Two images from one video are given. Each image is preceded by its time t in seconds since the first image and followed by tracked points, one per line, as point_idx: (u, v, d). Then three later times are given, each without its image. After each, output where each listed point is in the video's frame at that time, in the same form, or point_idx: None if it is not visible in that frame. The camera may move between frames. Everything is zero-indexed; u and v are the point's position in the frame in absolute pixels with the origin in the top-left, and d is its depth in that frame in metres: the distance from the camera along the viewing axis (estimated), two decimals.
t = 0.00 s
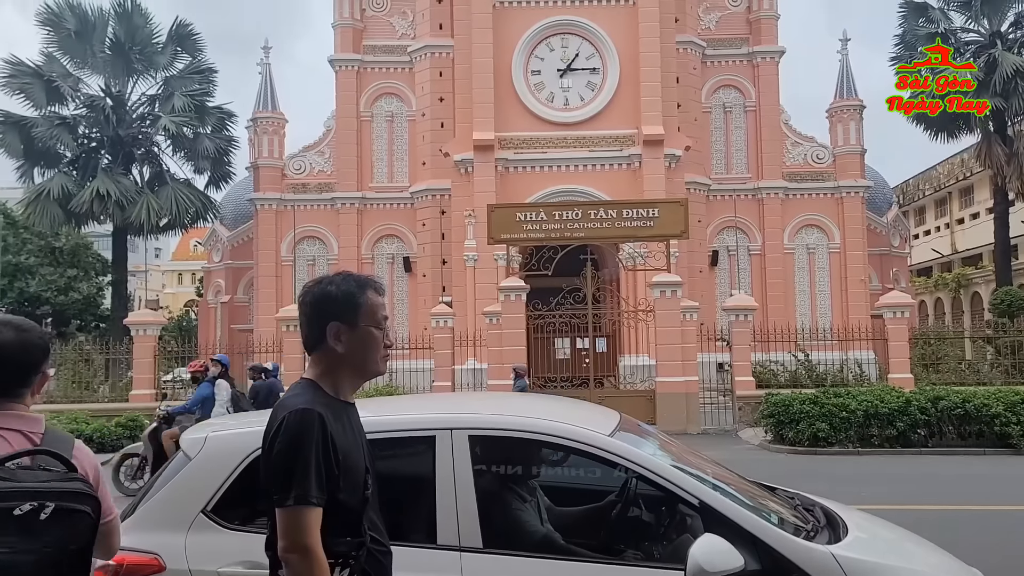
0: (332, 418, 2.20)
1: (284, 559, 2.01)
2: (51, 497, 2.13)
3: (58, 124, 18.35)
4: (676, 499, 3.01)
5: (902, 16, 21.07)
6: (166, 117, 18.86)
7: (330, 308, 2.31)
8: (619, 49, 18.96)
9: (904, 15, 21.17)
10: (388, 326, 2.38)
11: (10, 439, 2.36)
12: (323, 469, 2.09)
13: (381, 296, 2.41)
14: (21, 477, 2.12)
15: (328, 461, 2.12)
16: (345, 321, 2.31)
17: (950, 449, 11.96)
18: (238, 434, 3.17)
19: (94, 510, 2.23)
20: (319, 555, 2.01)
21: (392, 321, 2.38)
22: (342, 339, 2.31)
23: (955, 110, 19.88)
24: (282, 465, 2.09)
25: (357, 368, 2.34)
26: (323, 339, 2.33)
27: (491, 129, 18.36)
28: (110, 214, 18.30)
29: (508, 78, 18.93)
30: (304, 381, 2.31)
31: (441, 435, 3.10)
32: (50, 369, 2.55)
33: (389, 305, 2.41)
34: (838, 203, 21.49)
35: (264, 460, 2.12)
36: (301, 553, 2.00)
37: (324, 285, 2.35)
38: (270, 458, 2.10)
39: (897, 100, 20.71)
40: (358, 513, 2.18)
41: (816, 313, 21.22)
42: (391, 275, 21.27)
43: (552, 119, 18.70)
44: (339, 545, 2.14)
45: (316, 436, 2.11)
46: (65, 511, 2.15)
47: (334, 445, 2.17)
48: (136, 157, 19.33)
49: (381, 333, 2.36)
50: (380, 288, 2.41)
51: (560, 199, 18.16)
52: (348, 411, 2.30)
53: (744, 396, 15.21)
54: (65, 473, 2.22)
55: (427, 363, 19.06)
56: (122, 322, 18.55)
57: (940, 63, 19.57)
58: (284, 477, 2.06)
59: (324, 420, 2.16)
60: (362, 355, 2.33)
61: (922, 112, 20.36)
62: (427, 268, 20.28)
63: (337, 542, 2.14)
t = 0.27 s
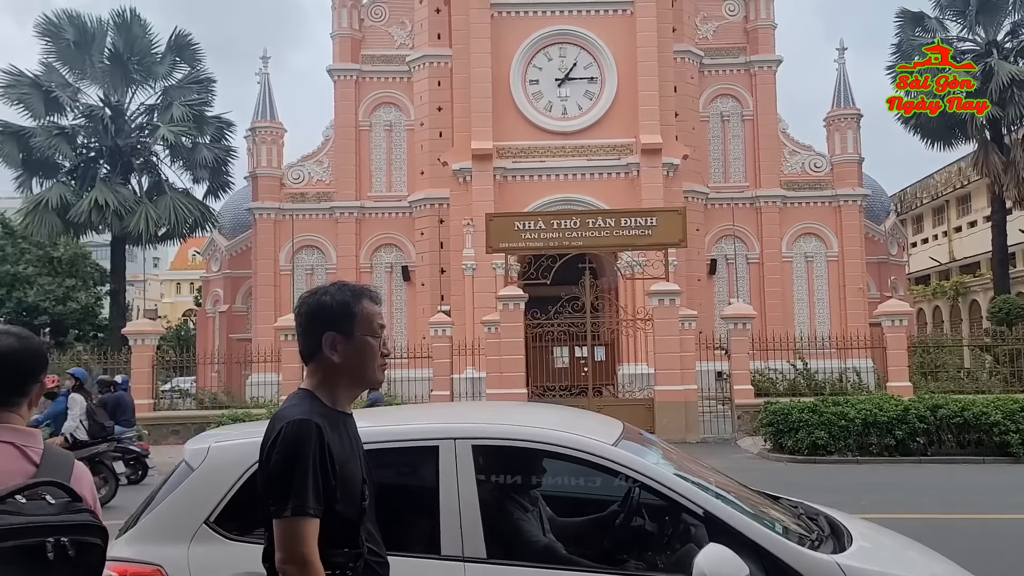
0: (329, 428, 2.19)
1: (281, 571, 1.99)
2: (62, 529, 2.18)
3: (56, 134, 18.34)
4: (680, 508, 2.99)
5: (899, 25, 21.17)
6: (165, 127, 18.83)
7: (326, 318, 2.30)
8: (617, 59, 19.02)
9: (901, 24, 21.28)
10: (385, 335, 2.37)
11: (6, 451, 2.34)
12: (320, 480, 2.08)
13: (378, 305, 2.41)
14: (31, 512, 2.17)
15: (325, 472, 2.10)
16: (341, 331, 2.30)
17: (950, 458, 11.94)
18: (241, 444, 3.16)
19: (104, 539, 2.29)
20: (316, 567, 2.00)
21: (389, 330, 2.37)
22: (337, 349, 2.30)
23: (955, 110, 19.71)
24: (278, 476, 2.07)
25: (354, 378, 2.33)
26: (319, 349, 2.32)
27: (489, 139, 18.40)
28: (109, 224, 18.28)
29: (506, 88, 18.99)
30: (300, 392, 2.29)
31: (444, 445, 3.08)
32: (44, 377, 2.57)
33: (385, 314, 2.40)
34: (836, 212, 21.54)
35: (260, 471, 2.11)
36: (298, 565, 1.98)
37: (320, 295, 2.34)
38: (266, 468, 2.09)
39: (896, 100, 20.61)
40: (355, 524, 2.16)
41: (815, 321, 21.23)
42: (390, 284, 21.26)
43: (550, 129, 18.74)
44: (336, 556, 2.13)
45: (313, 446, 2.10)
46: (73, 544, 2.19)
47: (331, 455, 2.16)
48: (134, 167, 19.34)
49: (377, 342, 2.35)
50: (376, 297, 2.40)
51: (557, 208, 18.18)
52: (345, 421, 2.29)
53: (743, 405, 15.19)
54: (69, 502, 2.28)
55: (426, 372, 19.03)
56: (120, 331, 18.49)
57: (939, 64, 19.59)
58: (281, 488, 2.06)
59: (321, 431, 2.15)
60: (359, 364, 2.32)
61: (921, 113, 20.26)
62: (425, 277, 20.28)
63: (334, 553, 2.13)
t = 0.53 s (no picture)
0: (327, 435, 2.18)
1: None
2: (53, 544, 2.18)
3: (56, 138, 18.34)
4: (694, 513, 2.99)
5: (898, 29, 21.21)
6: (164, 131, 18.89)
7: (324, 323, 2.30)
8: (616, 63, 19.05)
9: (900, 29, 21.32)
10: (383, 340, 2.37)
11: (5, 456, 2.40)
12: (317, 485, 2.07)
13: (376, 310, 2.41)
14: (22, 518, 2.18)
15: (323, 478, 2.10)
16: (339, 336, 2.31)
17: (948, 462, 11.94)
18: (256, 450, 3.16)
19: (98, 549, 2.28)
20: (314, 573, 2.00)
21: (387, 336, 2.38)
22: (335, 354, 2.31)
23: (954, 110, 19.64)
24: (276, 480, 2.07)
25: (353, 383, 2.33)
26: (318, 354, 2.32)
27: (488, 143, 18.42)
28: (109, 228, 18.28)
29: (505, 92, 19.02)
30: (299, 397, 2.29)
31: (459, 450, 3.07)
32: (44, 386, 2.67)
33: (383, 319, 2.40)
34: (835, 216, 21.56)
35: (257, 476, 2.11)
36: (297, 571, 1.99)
37: (317, 301, 2.34)
38: (262, 472, 2.09)
39: (896, 100, 20.52)
40: (354, 529, 2.16)
41: (814, 325, 21.25)
42: (389, 289, 21.26)
43: (549, 133, 18.76)
44: (334, 562, 2.13)
45: (310, 451, 2.10)
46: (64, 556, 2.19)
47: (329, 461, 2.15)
48: (134, 171, 19.35)
49: (376, 347, 2.35)
50: (374, 303, 2.40)
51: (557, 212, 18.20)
52: (343, 426, 2.29)
53: (743, 409, 15.17)
54: (66, 509, 2.28)
55: (425, 377, 19.04)
56: (119, 336, 18.47)
57: (940, 63, 19.63)
58: (278, 492, 2.05)
59: (319, 436, 2.14)
60: (356, 369, 2.32)
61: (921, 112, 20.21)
62: (425, 282, 20.29)
63: (332, 559, 2.12)
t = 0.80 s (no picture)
0: (326, 440, 2.18)
1: None
2: (62, 546, 2.30)
3: (55, 144, 18.34)
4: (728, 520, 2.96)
5: (896, 35, 21.27)
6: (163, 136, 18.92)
7: (322, 329, 2.30)
8: (615, 69, 19.08)
9: (898, 34, 21.38)
10: (382, 345, 2.37)
11: (14, 463, 2.55)
12: (316, 492, 2.07)
13: (375, 316, 2.41)
14: (31, 522, 2.30)
15: (321, 484, 2.09)
16: (337, 342, 2.30)
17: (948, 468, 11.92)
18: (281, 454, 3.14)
19: (103, 553, 2.41)
20: None
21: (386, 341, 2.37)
22: (334, 360, 2.30)
23: (954, 110, 19.60)
24: (275, 487, 2.06)
25: (352, 390, 2.32)
26: (317, 359, 2.32)
27: (488, 148, 18.44)
28: (107, 234, 18.27)
29: (505, 98, 19.05)
30: (297, 404, 2.28)
31: (487, 456, 3.04)
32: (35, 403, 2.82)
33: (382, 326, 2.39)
34: (834, 221, 21.60)
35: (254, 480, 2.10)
36: None
37: (316, 307, 2.34)
38: (260, 477, 2.08)
39: (897, 100, 20.53)
40: (353, 535, 2.15)
41: (813, 330, 21.26)
42: (388, 294, 21.26)
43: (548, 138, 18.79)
44: (332, 568, 2.12)
45: (309, 458, 2.09)
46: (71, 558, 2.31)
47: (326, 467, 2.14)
48: (133, 177, 19.35)
49: (375, 353, 2.34)
50: (373, 308, 2.40)
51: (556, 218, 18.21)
52: (342, 432, 2.28)
53: (742, 414, 15.16)
54: (72, 515, 2.40)
55: (424, 382, 19.02)
56: (117, 341, 18.44)
57: (940, 62, 19.70)
58: (276, 498, 2.04)
59: (317, 441, 2.13)
60: (355, 376, 2.32)
61: (921, 112, 20.20)
62: (424, 287, 20.28)
63: (330, 565, 2.12)
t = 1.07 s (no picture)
0: (328, 449, 2.17)
1: None
2: (65, 558, 2.29)
3: (54, 152, 18.33)
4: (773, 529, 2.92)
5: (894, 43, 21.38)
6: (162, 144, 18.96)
7: (332, 336, 2.30)
8: (614, 77, 19.13)
9: (896, 42, 21.49)
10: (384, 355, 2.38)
11: (14, 473, 2.53)
12: (319, 502, 2.06)
13: (378, 326, 2.42)
14: (31, 532, 2.28)
15: (325, 492, 2.09)
16: (347, 350, 2.31)
17: (948, 475, 11.90)
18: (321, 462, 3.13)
19: (104, 565, 2.40)
20: None
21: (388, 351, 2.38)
22: (344, 367, 2.30)
23: (954, 111, 19.54)
24: (278, 496, 2.05)
25: (354, 398, 2.32)
26: (326, 366, 2.31)
27: (487, 156, 18.47)
28: (106, 241, 18.27)
29: (503, 106, 19.07)
30: (299, 412, 2.27)
31: (527, 464, 3.02)
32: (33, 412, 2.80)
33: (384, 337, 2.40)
34: (832, 229, 21.63)
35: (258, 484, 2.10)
36: None
37: (327, 314, 2.33)
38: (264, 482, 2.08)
39: (897, 100, 20.66)
40: (353, 545, 2.14)
41: (812, 338, 21.27)
42: (387, 301, 21.25)
43: (547, 146, 18.83)
44: None
45: (313, 467, 2.08)
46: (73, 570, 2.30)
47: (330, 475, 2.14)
48: (132, 185, 19.36)
49: (380, 363, 2.36)
50: (377, 318, 2.41)
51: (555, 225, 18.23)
52: (343, 441, 2.28)
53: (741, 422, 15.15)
54: (72, 528, 2.39)
55: (423, 390, 18.99)
56: (115, 349, 18.41)
57: (940, 63, 19.88)
58: (281, 507, 2.03)
59: (321, 450, 2.13)
60: (361, 384, 2.32)
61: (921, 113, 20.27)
62: (423, 294, 20.27)
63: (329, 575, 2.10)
